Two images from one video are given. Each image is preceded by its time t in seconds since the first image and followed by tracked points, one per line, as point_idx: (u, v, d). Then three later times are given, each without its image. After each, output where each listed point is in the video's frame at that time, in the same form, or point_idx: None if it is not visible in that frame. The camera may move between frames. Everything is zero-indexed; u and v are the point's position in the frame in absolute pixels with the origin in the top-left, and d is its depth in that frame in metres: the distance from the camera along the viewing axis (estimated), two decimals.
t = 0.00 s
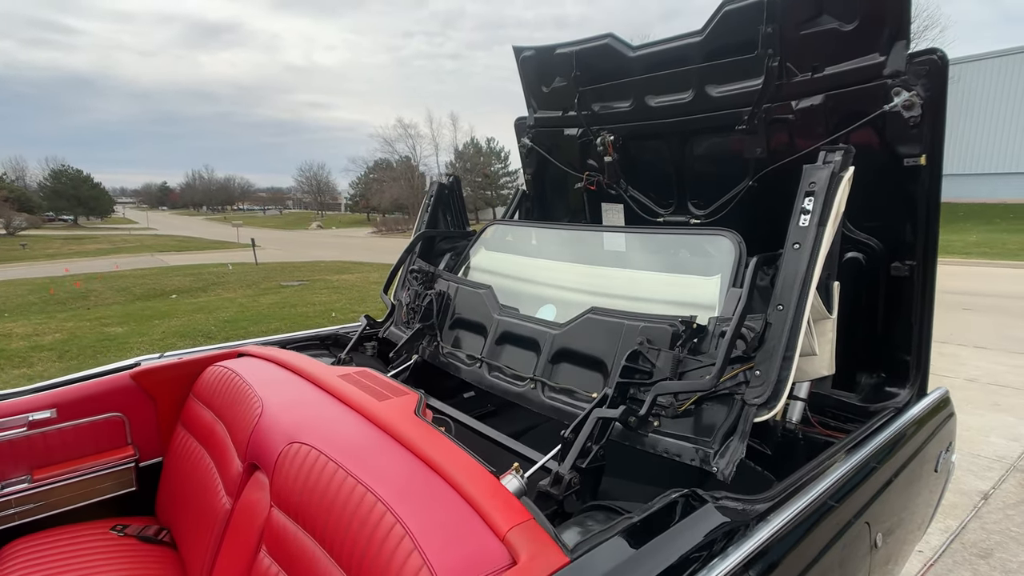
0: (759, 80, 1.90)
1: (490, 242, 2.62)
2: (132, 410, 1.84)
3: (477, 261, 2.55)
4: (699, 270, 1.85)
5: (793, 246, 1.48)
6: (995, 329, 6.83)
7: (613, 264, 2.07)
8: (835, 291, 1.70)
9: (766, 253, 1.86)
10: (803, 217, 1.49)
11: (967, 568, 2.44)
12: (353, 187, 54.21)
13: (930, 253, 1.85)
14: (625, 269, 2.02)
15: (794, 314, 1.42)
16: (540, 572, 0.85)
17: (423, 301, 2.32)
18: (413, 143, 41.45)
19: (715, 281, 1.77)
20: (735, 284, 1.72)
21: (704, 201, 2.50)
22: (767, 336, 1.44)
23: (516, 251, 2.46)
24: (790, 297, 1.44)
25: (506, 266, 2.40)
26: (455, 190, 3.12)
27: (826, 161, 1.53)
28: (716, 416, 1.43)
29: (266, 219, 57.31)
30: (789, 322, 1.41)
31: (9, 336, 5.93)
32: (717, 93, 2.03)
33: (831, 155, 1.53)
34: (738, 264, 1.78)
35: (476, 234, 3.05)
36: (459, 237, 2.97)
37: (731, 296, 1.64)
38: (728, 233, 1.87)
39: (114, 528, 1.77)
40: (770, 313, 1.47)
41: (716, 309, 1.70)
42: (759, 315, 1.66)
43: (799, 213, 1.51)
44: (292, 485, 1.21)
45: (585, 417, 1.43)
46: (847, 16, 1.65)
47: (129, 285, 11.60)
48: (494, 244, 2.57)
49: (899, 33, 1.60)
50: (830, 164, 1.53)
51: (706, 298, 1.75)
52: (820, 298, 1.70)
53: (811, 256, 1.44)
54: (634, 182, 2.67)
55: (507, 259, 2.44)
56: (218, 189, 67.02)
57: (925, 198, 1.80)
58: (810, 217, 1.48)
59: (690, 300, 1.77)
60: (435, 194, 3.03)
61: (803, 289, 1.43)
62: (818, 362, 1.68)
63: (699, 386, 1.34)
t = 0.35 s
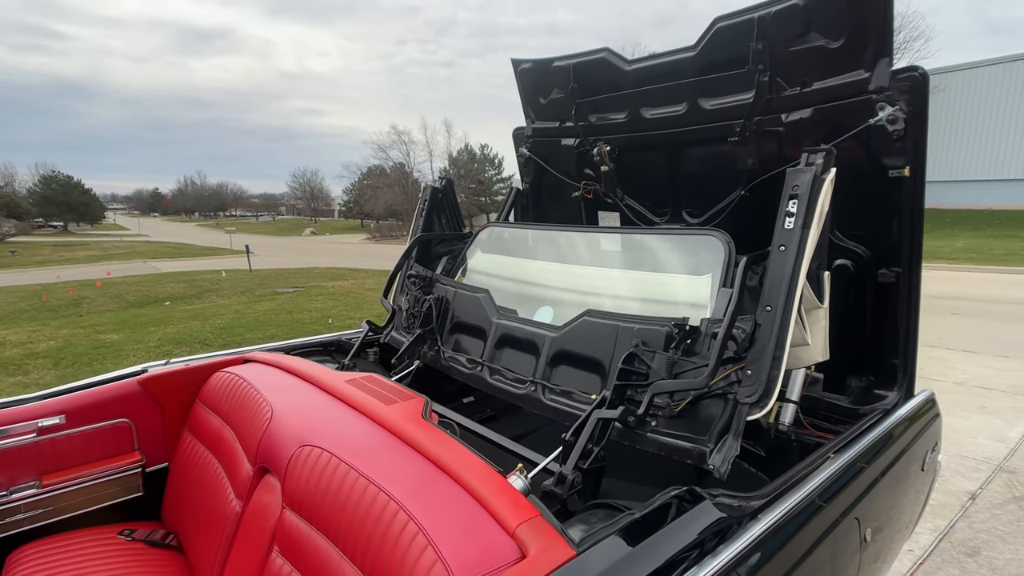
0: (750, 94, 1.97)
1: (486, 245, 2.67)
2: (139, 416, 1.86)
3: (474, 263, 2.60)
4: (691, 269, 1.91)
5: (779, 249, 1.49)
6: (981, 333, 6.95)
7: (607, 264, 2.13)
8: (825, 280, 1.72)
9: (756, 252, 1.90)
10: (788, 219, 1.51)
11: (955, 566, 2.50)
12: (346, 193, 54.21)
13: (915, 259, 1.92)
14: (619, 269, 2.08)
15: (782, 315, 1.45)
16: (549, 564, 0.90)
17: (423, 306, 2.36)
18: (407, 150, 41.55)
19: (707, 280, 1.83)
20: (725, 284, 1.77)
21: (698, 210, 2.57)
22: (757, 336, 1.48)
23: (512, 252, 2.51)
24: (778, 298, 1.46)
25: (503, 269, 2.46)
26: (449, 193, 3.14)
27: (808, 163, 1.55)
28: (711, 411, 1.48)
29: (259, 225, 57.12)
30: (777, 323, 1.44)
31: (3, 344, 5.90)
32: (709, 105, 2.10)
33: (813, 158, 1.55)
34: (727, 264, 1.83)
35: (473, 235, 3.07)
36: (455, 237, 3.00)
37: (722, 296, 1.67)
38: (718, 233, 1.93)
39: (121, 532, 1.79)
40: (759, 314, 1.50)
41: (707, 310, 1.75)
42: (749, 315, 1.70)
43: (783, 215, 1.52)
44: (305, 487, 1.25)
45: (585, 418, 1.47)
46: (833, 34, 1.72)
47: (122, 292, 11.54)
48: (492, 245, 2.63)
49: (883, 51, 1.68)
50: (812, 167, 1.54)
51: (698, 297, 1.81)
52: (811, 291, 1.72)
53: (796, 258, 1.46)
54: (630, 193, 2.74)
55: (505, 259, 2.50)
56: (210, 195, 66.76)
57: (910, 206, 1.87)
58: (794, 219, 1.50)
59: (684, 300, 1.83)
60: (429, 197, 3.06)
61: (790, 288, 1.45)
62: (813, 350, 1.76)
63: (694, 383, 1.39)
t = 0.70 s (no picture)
0: (741, 108, 2.04)
1: (484, 247, 2.73)
2: (146, 422, 1.88)
3: (471, 267, 2.67)
4: (682, 270, 1.97)
5: (767, 252, 1.55)
6: (968, 338, 7.08)
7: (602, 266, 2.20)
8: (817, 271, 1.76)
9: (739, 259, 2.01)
10: (774, 223, 1.56)
11: (944, 564, 2.57)
12: (339, 201, 54.17)
13: (900, 266, 2.00)
14: (614, 270, 2.15)
15: (772, 316, 1.50)
16: (559, 557, 0.95)
17: (423, 312, 2.40)
18: (400, 158, 41.66)
19: (698, 281, 1.90)
20: (717, 284, 1.83)
21: (692, 219, 2.66)
22: (748, 337, 1.53)
23: (509, 254, 2.57)
24: (767, 300, 1.52)
25: (500, 272, 2.53)
26: (443, 197, 3.18)
27: (793, 167, 1.60)
28: (710, 408, 1.55)
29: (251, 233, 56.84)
30: (767, 324, 1.49)
31: None
32: (703, 118, 2.17)
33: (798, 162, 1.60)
34: (718, 265, 1.89)
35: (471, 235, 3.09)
36: (451, 238, 3.02)
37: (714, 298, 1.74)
38: (709, 234, 1.99)
39: (128, 538, 1.79)
40: (750, 315, 1.55)
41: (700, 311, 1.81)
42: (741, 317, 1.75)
43: (769, 219, 1.57)
44: (318, 489, 1.29)
45: (586, 420, 1.53)
46: (821, 51, 1.79)
47: (114, 301, 11.45)
48: (489, 248, 2.69)
49: (867, 69, 1.76)
50: (796, 170, 1.59)
51: (690, 297, 1.88)
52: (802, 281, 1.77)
53: (783, 261, 1.52)
54: (626, 202, 2.82)
55: (504, 260, 2.56)
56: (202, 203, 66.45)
57: (895, 214, 1.95)
58: (780, 222, 1.55)
59: (678, 300, 1.90)
60: (424, 203, 3.10)
61: (778, 290, 1.51)
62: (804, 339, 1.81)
63: (688, 381, 1.45)
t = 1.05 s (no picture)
0: (730, 119, 2.12)
1: (478, 249, 2.79)
2: (152, 425, 1.91)
3: (466, 268, 2.73)
4: (672, 267, 2.04)
5: (752, 252, 1.62)
6: (951, 343, 7.24)
7: (594, 265, 2.27)
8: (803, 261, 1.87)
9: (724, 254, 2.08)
10: (758, 224, 1.63)
11: (930, 560, 2.65)
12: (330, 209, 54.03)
13: (883, 270, 2.09)
14: (606, 271, 2.22)
15: (758, 314, 1.58)
16: (566, 541, 1.01)
17: (420, 316, 2.45)
18: (391, 166, 41.72)
19: (688, 278, 1.97)
20: (705, 282, 1.90)
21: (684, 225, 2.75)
22: (736, 336, 1.60)
23: (504, 256, 2.64)
24: (753, 298, 1.59)
25: (495, 273, 2.58)
26: (435, 199, 3.22)
27: (775, 169, 1.67)
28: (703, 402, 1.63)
29: (241, 241, 56.49)
30: (754, 322, 1.57)
31: None
32: (694, 129, 2.25)
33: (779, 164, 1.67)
34: (705, 262, 1.96)
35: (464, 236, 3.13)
36: (444, 240, 3.06)
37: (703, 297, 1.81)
38: (694, 232, 2.07)
39: (136, 538, 1.82)
40: (737, 313, 1.62)
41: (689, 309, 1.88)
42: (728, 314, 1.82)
43: (753, 220, 1.64)
44: (330, 485, 1.33)
45: (585, 417, 1.59)
46: (805, 66, 1.88)
47: (103, 309, 11.35)
48: (484, 249, 2.75)
49: (849, 83, 1.83)
50: (777, 172, 1.66)
51: (681, 295, 1.94)
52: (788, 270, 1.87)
53: (767, 261, 1.59)
54: (621, 209, 2.90)
55: (499, 259, 2.64)
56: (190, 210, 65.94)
57: (877, 219, 2.04)
58: (763, 223, 1.62)
59: (669, 299, 1.95)
60: (416, 207, 3.15)
61: (764, 290, 1.58)
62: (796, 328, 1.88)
63: (683, 376, 1.52)
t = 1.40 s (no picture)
0: (720, 129, 2.19)
1: (472, 250, 2.84)
2: (157, 428, 1.93)
3: (459, 270, 2.77)
4: (662, 267, 2.10)
5: (739, 253, 1.69)
6: (936, 347, 7.39)
7: (589, 266, 2.32)
8: (791, 252, 1.96)
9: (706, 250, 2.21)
10: (744, 225, 1.70)
11: (917, 557, 2.73)
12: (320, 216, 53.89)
13: (869, 275, 2.17)
14: (600, 270, 2.27)
15: (747, 312, 1.65)
16: (571, 530, 1.06)
17: (418, 320, 2.49)
18: (382, 173, 41.74)
19: (678, 276, 2.04)
20: (695, 281, 1.97)
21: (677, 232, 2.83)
22: (727, 334, 1.66)
23: (498, 257, 2.68)
24: (742, 297, 1.66)
25: (489, 274, 2.62)
26: (427, 203, 3.25)
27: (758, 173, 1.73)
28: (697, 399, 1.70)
29: (230, 248, 56.07)
30: (743, 321, 1.64)
31: None
32: (685, 138, 2.32)
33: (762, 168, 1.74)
34: (695, 261, 2.03)
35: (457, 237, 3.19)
36: (439, 241, 3.10)
37: (693, 295, 1.88)
38: (682, 230, 2.14)
39: (140, 540, 1.84)
40: (727, 312, 1.69)
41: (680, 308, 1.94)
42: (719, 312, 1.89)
43: (739, 221, 1.71)
44: (338, 482, 1.37)
45: (584, 417, 1.64)
46: (792, 78, 1.96)
47: (92, 317, 11.23)
48: (477, 250, 2.79)
49: (834, 95, 1.91)
50: (761, 174, 1.73)
51: (672, 295, 1.99)
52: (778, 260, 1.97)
53: (754, 261, 1.66)
54: (615, 217, 2.97)
55: (490, 261, 2.69)
56: (179, 217, 65.47)
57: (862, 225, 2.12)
58: (749, 224, 1.69)
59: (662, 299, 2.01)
60: (408, 211, 3.17)
61: (752, 289, 1.65)
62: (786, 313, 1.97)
63: (676, 372, 1.58)
